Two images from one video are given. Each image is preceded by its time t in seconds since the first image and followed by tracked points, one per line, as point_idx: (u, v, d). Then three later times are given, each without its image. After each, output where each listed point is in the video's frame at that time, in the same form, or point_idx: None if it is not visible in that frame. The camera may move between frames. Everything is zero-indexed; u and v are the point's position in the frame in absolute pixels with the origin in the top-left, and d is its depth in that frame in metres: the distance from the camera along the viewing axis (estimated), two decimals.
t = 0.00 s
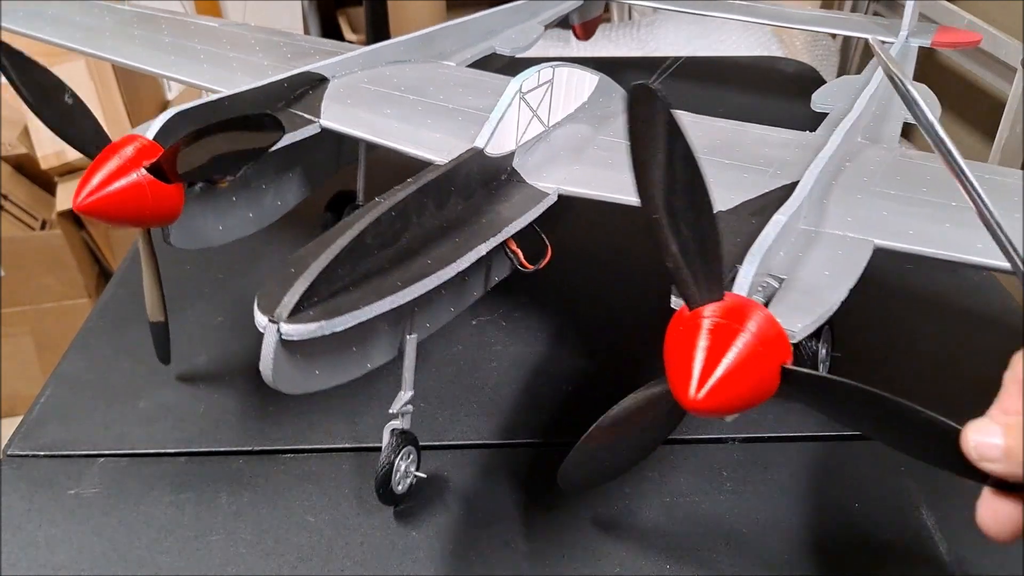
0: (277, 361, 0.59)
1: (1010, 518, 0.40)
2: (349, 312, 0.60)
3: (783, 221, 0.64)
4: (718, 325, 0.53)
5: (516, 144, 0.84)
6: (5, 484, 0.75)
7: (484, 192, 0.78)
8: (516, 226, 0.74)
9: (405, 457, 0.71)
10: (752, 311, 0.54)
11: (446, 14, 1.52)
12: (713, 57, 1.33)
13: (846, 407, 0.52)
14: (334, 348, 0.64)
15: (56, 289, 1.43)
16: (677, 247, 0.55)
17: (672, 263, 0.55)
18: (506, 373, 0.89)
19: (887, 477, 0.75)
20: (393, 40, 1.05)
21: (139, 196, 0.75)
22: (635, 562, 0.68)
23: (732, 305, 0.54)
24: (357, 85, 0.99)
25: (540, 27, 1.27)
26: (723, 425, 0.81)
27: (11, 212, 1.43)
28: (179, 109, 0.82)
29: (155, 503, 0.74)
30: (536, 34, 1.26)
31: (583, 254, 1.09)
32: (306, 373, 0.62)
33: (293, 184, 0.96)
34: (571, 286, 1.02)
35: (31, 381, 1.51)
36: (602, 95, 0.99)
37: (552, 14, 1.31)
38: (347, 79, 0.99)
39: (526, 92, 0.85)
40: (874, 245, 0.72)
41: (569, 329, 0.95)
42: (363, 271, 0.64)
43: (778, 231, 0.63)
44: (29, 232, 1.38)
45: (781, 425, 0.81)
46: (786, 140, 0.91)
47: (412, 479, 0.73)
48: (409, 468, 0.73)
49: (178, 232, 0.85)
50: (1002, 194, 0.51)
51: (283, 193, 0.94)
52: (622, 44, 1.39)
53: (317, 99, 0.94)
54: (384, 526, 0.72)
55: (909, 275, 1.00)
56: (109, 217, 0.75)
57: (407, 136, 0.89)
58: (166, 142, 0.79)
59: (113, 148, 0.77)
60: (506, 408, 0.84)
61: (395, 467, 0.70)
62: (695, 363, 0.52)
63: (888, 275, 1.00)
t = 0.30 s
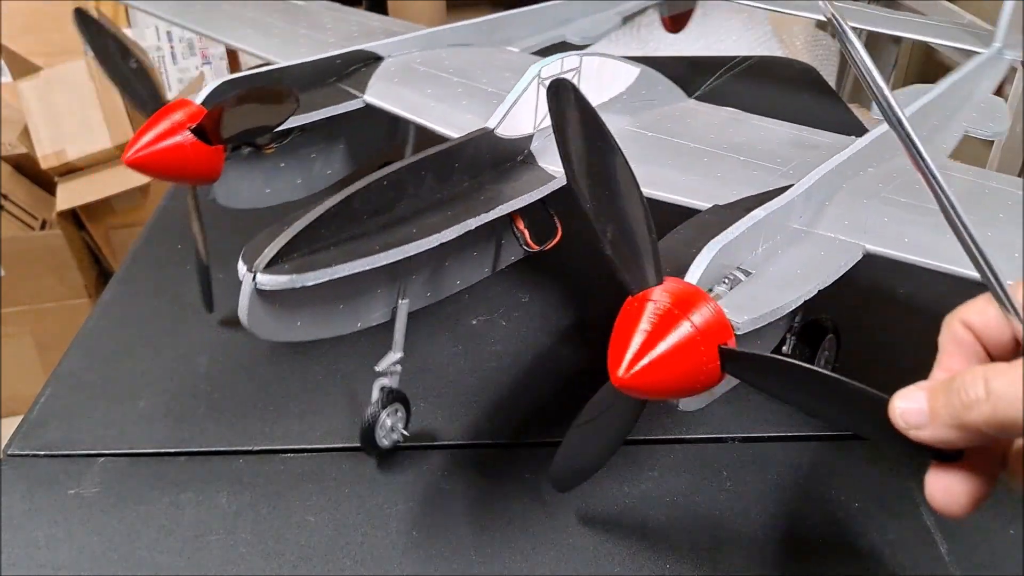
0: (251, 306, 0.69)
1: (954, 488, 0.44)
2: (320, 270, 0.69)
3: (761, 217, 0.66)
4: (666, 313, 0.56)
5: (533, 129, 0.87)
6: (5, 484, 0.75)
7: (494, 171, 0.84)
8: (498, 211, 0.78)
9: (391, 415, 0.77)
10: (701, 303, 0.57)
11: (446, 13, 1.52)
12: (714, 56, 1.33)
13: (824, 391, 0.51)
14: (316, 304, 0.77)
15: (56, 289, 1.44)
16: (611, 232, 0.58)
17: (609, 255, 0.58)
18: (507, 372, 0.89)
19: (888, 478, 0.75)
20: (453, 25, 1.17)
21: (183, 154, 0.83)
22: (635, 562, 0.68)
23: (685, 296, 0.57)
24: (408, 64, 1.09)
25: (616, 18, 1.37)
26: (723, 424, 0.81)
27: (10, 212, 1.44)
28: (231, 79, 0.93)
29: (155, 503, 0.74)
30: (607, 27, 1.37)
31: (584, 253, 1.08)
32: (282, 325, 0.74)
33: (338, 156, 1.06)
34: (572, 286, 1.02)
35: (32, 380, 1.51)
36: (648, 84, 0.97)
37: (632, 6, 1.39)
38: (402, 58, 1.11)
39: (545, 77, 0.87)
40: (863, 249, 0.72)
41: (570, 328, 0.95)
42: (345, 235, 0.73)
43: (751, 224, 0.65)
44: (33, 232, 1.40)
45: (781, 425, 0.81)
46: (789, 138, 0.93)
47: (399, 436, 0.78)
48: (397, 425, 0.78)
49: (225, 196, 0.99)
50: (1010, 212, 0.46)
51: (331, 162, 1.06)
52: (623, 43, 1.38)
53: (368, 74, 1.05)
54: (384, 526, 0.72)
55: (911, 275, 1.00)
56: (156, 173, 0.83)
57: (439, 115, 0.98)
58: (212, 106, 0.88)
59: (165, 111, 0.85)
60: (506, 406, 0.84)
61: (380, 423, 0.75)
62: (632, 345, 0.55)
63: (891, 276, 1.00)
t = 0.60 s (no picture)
0: (268, 264, 0.74)
1: (925, 388, 0.43)
2: (332, 233, 0.73)
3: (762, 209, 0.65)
4: (652, 291, 0.55)
5: (566, 116, 0.88)
6: (5, 484, 0.75)
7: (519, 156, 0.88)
8: (516, 192, 0.82)
9: (406, 383, 0.80)
10: (687, 288, 0.56)
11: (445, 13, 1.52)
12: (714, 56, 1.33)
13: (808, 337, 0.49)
14: (333, 269, 0.79)
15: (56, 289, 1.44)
16: (583, 228, 0.61)
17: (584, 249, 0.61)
18: (507, 373, 0.89)
19: (887, 477, 0.75)
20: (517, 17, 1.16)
21: (234, 127, 0.86)
22: (636, 561, 0.68)
23: (673, 278, 0.56)
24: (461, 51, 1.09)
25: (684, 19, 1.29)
26: (724, 424, 0.81)
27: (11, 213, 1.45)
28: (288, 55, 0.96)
29: (155, 503, 0.74)
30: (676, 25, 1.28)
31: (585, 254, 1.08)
32: (300, 285, 0.77)
33: (386, 136, 1.12)
34: (573, 286, 1.02)
35: (31, 381, 1.51)
36: (694, 82, 0.97)
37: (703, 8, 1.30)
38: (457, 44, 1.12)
39: (580, 66, 0.87)
40: (868, 249, 0.69)
41: (570, 329, 0.95)
42: (363, 204, 0.78)
43: (754, 214, 0.66)
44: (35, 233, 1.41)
45: (782, 425, 0.81)
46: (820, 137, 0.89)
47: (415, 403, 0.81)
48: (412, 394, 0.81)
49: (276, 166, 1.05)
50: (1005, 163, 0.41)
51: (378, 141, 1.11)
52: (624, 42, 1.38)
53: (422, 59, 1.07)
54: (384, 525, 0.72)
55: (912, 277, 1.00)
56: (207, 141, 0.86)
57: (484, 102, 0.97)
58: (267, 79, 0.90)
59: (223, 85, 0.88)
60: (506, 407, 0.84)
61: (395, 389, 0.79)
62: (615, 319, 0.54)
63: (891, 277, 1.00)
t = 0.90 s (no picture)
0: (270, 246, 0.75)
1: (889, 280, 0.44)
2: (331, 217, 0.74)
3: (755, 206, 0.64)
4: (636, 281, 0.55)
5: (572, 111, 0.90)
6: (5, 484, 0.75)
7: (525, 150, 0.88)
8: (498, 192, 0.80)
9: (404, 366, 0.82)
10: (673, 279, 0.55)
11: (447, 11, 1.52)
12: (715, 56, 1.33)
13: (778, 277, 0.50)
14: (331, 254, 0.81)
15: (56, 289, 1.44)
16: (560, 241, 0.60)
17: (565, 260, 0.61)
18: (507, 372, 0.88)
19: (886, 477, 0.75)
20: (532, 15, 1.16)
21: (249, 116, 0.88)
22: (636, 562, 0.68)
23: (659, 267, 0.56)
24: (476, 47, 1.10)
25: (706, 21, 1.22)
26: (723, 423, 0.81)
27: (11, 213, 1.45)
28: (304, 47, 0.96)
29: (154, 503, 0.74)
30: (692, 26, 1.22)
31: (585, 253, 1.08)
32: (300, 269, 0.79)
33: (401, 129, 1.12)
34: (573, 285, 1.02)
35: (31, 381, 1.51)
36: (703, 84, 0.97)
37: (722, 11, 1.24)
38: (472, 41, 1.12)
39: (586, 62, 0.90)
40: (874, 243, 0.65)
41: (570, 329, 0.95)
42: (364, 190, 0.79)
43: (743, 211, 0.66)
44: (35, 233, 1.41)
45: (781, 425, 0.81)
46: (830, 138, 0.87)
47: (409, 385, 0.84)
48: (408, 376, 0.83)
49: (291, 155, 1.07)
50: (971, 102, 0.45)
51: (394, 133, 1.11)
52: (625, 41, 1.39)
53: (438, 53, 1.08)
54: (384, 526, 0.72)
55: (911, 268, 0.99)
56: (223, 128, 0.88)
57: (493, 93, 0.98)
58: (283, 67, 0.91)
59: (241, 74, 0.89)
60: (506, 406, 0.84)
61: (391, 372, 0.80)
62: (599, 307, 0.54)
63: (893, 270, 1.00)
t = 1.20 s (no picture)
0: (271, 253, 0.75)
1: (896, 280, 0.45)
2: (332, 222, 0.74)
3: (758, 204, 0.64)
4: (642, 285, 0.54)
5: (569, 110, 0.89)
6: (4, 484, 0.75)
7: (524, 149, 0.88)
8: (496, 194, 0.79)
9: (401, 368, 0.81)
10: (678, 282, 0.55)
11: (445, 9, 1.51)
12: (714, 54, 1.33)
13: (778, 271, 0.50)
14: (332, 257, 0.80)
15: (55, 288, 1.44)
16: (563, 247, 0.60)
17: (568, 267, 0.61)
18: (506, 372, 0.88)
19: (887, 478, 0.75)
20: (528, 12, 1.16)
21: (243, 118, 0.87)
22: (636, 564, 0.68)
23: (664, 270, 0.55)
24: (470, 45, 1.10)
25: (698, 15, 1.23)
26: (725, 424, 0.81)
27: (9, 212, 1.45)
28: (297, 48, 0.96)
29: (154, 504, 0.74)
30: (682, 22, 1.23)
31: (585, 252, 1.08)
32: (301, 272, 0.79)
33: (394, 127, 1.12)
34: (572, 285, 1.02)
35: (31, 381, 1.51)
36: (698, 81, 0.96)
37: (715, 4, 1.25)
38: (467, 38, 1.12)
39: (583, 61, 0.88)
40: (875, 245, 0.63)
41: (569, 329, 0.95)
42: (364, 193, 0.78)
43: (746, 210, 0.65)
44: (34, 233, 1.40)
45: (782, 425, 0.80)
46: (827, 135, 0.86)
47: (405, 388, 0.83)
48: (405, 379, 0.82)
49: (286, 156, 1.05)
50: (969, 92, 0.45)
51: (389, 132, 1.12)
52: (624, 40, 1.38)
53: (430, 53, 1.08)
54: (383, 527, 0.71)
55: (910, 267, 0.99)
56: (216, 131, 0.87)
57: (488, 90, 0.98)
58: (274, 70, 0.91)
59: (231, 76, 0.89)
60: (506, 406, 0.84)
61: (389, 374, 0.80)
62: (606, 312, 0.53)
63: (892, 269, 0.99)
